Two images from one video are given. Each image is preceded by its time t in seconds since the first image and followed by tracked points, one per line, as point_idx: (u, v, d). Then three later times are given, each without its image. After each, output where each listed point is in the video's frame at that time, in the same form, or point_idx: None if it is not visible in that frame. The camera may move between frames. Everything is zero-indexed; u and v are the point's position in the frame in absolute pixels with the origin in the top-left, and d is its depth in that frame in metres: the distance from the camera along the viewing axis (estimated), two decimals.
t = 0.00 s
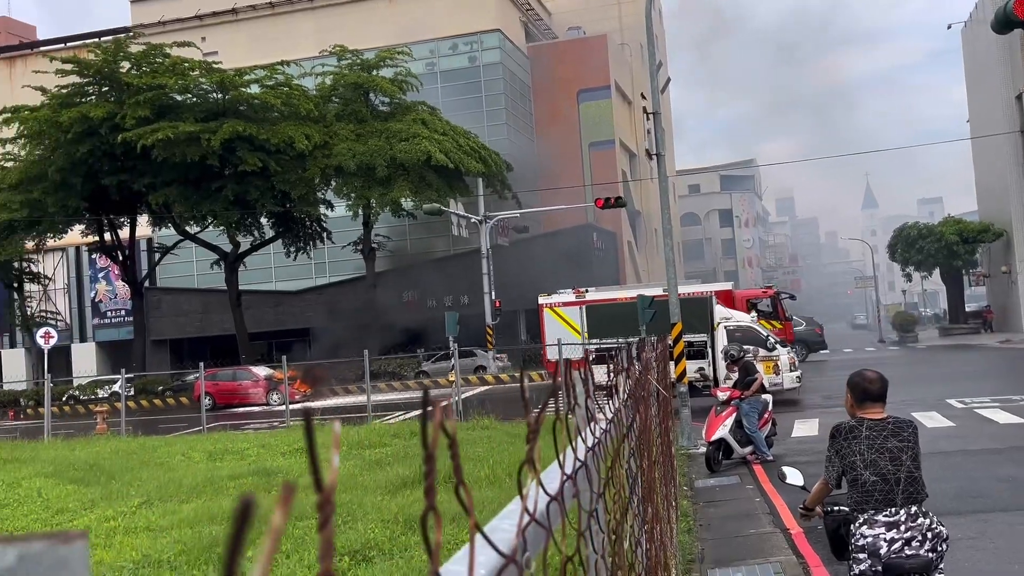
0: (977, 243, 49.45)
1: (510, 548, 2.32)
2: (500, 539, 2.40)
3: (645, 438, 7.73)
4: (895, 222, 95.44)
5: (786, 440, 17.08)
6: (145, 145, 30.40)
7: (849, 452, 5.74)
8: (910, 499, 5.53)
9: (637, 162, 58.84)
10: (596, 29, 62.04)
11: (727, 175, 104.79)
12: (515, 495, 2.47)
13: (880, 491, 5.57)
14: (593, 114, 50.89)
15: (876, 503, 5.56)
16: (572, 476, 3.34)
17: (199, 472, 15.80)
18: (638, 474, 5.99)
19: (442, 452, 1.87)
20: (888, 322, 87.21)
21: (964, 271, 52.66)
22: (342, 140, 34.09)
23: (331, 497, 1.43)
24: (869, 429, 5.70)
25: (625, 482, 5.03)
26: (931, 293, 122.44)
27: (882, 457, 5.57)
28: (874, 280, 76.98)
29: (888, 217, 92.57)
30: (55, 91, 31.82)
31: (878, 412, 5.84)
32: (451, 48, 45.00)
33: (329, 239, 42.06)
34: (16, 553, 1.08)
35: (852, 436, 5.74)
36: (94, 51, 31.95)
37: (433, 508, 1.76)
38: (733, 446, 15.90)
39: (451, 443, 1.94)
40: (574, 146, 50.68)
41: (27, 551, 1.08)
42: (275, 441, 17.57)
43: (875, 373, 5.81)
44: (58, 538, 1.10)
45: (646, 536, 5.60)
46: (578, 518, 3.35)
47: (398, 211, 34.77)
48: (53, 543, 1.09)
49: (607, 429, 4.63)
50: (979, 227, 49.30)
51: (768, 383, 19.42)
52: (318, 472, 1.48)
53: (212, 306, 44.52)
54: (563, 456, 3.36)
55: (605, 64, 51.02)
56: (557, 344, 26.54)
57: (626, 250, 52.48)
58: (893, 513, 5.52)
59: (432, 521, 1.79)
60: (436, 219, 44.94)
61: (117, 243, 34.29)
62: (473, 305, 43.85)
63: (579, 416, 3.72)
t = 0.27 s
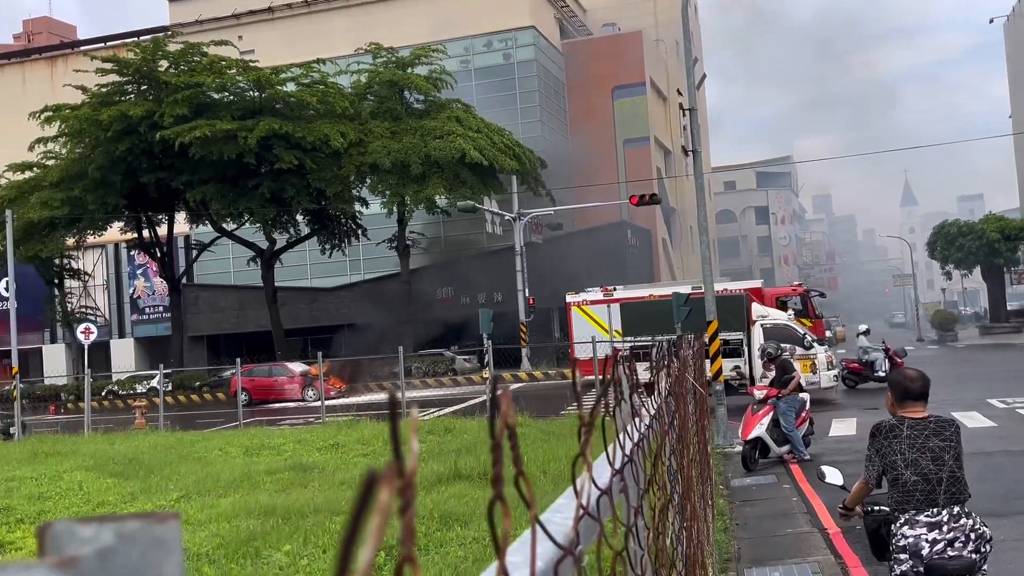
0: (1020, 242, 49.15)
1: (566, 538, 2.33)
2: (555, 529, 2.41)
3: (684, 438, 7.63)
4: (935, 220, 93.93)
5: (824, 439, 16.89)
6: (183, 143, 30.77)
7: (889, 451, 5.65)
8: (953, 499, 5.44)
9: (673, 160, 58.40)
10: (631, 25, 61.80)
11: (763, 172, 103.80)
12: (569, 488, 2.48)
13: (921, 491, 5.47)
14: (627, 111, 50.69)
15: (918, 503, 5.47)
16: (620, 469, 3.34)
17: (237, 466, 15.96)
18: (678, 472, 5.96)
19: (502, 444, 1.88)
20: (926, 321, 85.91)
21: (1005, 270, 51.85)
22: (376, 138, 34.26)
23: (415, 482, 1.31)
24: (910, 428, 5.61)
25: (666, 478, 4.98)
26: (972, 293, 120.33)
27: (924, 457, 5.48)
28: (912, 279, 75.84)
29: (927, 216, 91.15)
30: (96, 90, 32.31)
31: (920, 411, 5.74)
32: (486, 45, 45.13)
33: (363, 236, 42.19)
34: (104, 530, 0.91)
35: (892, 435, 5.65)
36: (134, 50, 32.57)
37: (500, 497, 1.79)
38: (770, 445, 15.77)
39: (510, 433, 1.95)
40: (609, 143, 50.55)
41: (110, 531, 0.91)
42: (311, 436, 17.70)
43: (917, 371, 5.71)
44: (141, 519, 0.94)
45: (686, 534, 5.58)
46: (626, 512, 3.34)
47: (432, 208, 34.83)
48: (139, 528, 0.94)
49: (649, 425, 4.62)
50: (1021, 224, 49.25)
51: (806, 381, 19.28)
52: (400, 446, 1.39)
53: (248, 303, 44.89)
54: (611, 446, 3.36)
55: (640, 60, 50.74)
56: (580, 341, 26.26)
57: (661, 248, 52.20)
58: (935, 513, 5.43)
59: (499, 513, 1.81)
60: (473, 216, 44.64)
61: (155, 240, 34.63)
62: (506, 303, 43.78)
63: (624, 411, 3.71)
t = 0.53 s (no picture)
0: None
1: (603, 539, 2.33)
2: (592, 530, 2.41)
3: (714, 439, 7.59)
4: (970, 220, 92.49)
5: (856, 441, 16.74)
6: (216, 142, 31.09)
7: (923, 453, 5.57)
8: (989, 503, 5.36)
9: (704, 158, 57.98)
10: (662, 23, 61.53)
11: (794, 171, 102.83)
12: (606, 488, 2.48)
13: (955, 495, 5.40)
14: (658, 109, 50.43)
15: (952, 507, 5.40)
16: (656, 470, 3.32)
17: (268, 463, 16.10)
18: (709, 473, 5.93)
19: (540, 448, 1.89)
20: (960, 322, 84.67)
21: None
22: (407, 137, 34.37)
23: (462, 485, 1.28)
24: (945, 431, 5.53)
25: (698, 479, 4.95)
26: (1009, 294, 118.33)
27: (958, 460, 5.40)
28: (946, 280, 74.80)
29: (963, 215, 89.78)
30: (130, 90, 32.72)
31: (956, 414, 5.65)
32: (516, 44, 45.19)
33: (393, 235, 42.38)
34: (164, 529, 0.89)
35: (926, 437, 5.57)
36: (167, 50, 33.03)
37: (541, 501, 1.80)
38: (801, 446, 15.64)
39: (547, 435, 1.95)
40: (639, 141, 50.36)
41: (170, 532, 0.89)
42: (340, 434, 17.81)
43: (952, 373, 5.63)
44: (201, 520, 0.91)
45: (718, 537, 5.56)
46: (661, 515, 3.33)
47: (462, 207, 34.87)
48: (199, 525, 0.92)
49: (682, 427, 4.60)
50: None
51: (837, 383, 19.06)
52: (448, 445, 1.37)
53: (279, 301, 45.22)
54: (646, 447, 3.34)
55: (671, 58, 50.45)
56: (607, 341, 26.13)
57: (691, 247, 51.91)
58: (970, 517, 5.36)
59: (539, 515, 1.82)
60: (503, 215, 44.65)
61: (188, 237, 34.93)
62: (535, 302, 43.73)
63: (657, 412, 3.69)
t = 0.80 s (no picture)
0: None
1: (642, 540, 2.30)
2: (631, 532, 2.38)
3: (741, 443, 7.51)
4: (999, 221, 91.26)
5: (882, 444, 16.62)
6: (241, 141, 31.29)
7: (951, 458, 5.46)
8: (1021, 509, 5.24)
9: (728, 159, 57.66)
10: (686, 22, 61.29)
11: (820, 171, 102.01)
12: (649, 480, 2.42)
13: (985, 500, 5.30)
14: (682, 109, 50.23)
15: (982, 512, 5.30)
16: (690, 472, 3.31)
17: (292, 461, 16.17)
18: (737, 476, 5.89)
19: (595, 453, 1.82)
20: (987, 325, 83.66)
21: None
22: (430, 137, 34.40)
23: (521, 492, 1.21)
24: (974, 435, 5.41)
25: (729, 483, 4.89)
26: None
27: (989, 465, 5.29)
28: (973, 282, 73.92)
29: (991, 216, 88.64)
30: (157, 90, 33.01)
31: (988, 417, 5.54)
32: (540, 44, 45.15)
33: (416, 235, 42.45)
34: (226, 536, 1.02)
35: (955, 441, 5.45)
36: (194, 50, 33.37)
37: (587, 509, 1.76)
38: (826, 448, 15.52)
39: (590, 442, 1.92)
40: (662, 141, 50.22)
41: (241, 539, 1.02)
42: (364, 432, 17.87)
43: (983, 376, 5.52)
44: (257, 528, 1.03)
45: (746, 540, 5.53)
46: (696, 515, 3.31)
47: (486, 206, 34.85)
48: (262, 534, 1.03)
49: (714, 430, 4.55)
50: None
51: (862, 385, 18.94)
52: (510, 456, 1.29)
53: (302, 300, 45.45)
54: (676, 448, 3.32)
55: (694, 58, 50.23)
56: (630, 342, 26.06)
57: (715, 248, 51.62)
58: (1000, 522, 5.25)
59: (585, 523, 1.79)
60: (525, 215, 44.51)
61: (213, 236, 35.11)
62: (558, 302, 43.47)
63: (692, 415, 3.65)
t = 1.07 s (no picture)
0: None
1: (685, 531, 2.31)
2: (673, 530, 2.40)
3: (762, 446, 7.46)
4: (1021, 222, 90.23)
5: (901, 447, 16.56)
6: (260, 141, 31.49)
7: (975, 463, 5.47)
8: None
9: (746, 159, 57.41)
10: (705, 22, 61.01)
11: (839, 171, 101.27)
12: (688, 478, 2.44)
13: (1008, 505, 5.27)
14: (700, 110, 50.08)
15: (1005, 518, 5.25)
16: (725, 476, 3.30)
17: (310, 460, 16.24)
18: (761, 482, 5.87)
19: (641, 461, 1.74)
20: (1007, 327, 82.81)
21: None
22: (448, 137, 34.45)
23: (577, 505, 1.27)
24: (998, 440, 5.40)
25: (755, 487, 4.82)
26: None
27: (1012, 469, 5.28)
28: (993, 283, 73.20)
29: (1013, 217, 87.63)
30: (177, 90, 33.28)
31: (1013, 423, 5.52)
32: (558, 44, 44.81)
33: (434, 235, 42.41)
34: (290, 549, 1.14)
35: (979, 446, 5.46)
36: (214, 50, 33.60)
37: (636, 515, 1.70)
38: (846, 451, 15.44)
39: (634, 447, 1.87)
40: (680, 142, 50.08)
41: (309, 554, 1.14)
42: (382, 432, 17.95)
43: (1008, 382, 5.51)
44: (319, 543, 1.15)
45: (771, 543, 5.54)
46: (733, 522, 3.31)
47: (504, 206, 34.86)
48: (322, 550, 1.14)
49: (741, 438, 4.54)
50: None
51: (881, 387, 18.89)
52: (568, 460, 1.33)
53: (320, 300, 45.61)
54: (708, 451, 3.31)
55: (713, 58, 50.03)
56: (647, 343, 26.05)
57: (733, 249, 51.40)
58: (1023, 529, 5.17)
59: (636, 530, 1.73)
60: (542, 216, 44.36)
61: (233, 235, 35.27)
62: (575, 303, 43.56)
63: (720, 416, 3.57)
